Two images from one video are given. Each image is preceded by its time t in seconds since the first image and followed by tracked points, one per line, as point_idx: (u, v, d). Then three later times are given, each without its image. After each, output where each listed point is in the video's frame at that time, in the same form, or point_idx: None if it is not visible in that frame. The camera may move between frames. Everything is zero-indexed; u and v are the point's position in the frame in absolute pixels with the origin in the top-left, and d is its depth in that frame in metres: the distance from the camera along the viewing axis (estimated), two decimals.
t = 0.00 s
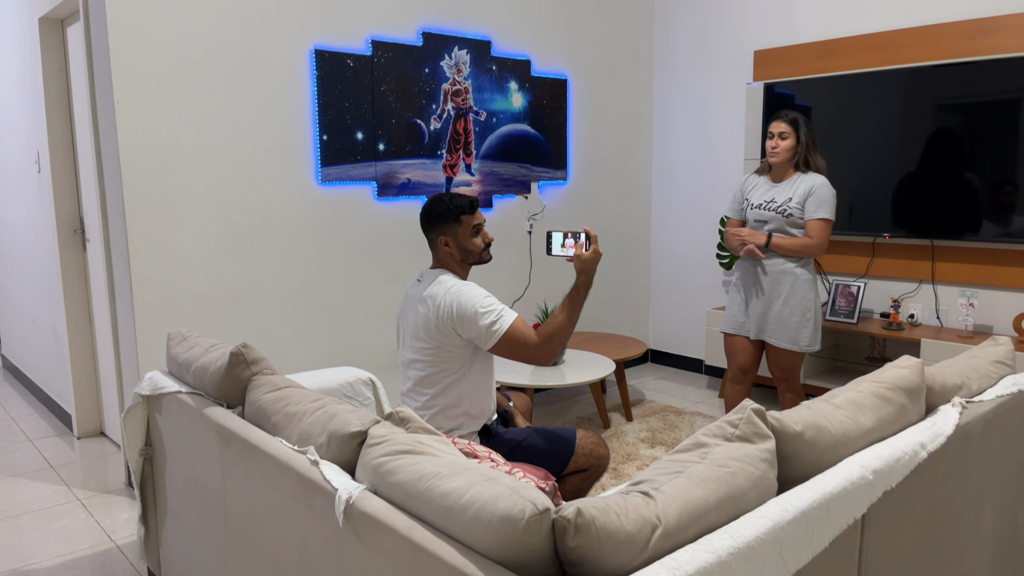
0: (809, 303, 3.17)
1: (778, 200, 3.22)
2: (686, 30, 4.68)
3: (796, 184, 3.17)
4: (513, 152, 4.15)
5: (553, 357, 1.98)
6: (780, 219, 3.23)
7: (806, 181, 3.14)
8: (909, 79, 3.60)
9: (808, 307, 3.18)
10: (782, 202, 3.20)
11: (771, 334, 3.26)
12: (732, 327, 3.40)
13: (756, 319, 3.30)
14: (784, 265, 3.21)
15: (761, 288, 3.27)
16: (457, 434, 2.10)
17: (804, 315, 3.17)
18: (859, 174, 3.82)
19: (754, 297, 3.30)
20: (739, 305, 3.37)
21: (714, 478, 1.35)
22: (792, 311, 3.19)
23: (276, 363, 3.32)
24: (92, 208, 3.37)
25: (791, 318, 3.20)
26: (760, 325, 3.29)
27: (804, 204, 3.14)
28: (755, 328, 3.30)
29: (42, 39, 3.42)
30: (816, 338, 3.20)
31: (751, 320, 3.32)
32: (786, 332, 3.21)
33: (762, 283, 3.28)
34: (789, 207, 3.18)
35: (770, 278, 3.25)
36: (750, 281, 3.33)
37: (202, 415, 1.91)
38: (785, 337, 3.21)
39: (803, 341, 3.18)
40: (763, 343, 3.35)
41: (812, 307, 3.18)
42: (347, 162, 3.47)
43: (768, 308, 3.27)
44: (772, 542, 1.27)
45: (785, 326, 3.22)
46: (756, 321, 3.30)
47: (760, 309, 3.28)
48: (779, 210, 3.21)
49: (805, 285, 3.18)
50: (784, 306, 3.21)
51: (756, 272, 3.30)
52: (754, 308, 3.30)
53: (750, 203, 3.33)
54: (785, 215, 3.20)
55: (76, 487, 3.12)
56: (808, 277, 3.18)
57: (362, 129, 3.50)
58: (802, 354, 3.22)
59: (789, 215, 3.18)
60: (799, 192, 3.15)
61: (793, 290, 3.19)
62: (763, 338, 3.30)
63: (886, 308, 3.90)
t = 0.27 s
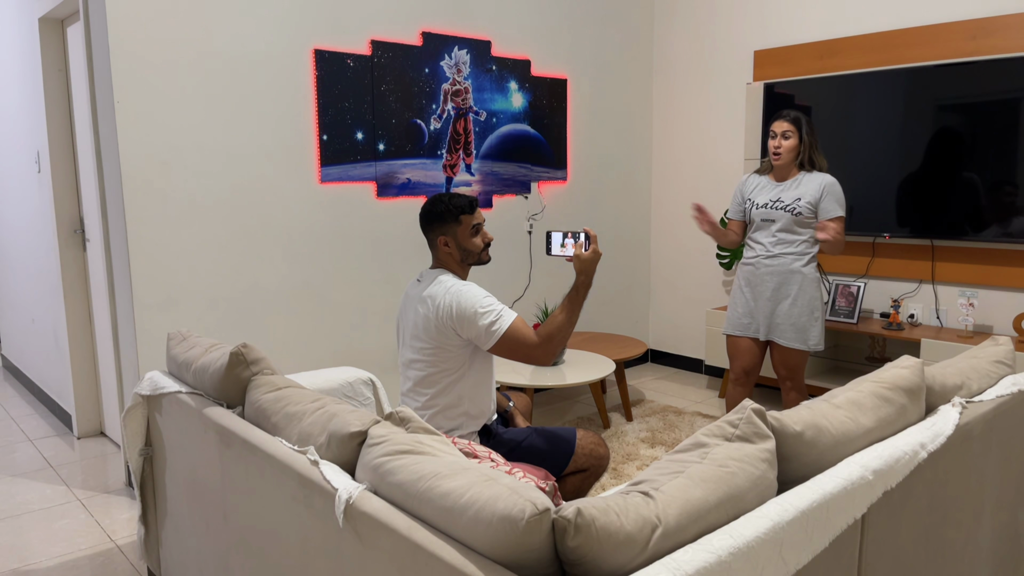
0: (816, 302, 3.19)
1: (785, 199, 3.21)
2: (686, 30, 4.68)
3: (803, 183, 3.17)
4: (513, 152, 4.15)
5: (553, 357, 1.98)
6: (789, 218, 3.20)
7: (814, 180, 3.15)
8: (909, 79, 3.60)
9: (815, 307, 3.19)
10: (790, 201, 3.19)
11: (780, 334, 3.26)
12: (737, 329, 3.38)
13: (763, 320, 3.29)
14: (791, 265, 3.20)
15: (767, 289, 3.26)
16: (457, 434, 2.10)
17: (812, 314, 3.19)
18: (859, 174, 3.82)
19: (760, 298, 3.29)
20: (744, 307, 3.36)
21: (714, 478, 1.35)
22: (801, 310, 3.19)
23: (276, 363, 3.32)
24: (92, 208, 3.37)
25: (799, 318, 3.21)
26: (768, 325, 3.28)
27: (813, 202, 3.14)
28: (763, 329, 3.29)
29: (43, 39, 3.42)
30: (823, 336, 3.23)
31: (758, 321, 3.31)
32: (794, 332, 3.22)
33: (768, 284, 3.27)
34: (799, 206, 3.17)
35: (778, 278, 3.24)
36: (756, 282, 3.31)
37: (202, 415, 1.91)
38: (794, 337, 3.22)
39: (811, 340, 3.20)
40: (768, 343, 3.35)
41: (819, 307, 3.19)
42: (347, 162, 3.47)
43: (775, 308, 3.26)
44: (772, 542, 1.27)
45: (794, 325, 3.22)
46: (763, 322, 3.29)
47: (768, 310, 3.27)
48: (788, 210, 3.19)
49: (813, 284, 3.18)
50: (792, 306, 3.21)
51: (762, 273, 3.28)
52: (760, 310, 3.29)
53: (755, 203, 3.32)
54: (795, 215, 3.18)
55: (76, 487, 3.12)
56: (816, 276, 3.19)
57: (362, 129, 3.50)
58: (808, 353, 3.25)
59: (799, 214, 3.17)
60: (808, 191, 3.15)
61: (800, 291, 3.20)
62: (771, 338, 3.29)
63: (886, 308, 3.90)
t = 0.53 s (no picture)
0: (819, 302, 3.19)
1: (788, 200, 3.21)
2: (686, 30, 4.68)
3: (807, 183, 3.17)
4: (513, 152, 4.15)
5: (553, 357, 1.98)
6: (791, 218, 3.20)
7: (818, 180, 3.15)
8: (909, 79, 3.60)
9: (817, 307, 3.20)
10: (794, 202, 3.19)
11: (782, 334, 3.26)
12: (739, 330, 3.39)
13: (766, 320, 3.29)
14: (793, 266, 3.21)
15: (770, 289, 3.27)
16: (457, 434, 2.10)
17: (814, 315, 3.19)
18: (859, 174, 3.82)
19: (763, 298, 3.29)
20: (746, 308, 3.36)
21: (714, 478, 1.35)
22: (803, 310, 3.20)
23: (276, 363, 3.32)
24: (92, 208, 3.37)
25: (801, 319, 3.21)
26: (770, 325, 3.29)
27: (817, 203, 3.14)
28: (765, 330, 3.29)
29: (43, 39, 3.42)
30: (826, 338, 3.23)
31: (760, 322, 3.31)
32: (797, 333, 3.22)
33: (770, 284, 3.27)
34: (801, 207, 3.16)
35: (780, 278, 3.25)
36: (758, 282, 3.32)
37: (202, 415, 1.91)
38: (796, 338, 3.22)
39: (813, 340, 3.20)
40: (771, 343, 3.35)
41: (821, 307, 3.19)
42: (347, 162, 3.47)
43: (777, 309, 3.26)
44: (772, 542, 1.27)
45: (796, 326, 3.22)
46: (765, 323, 3.29)
47: (770, 310, 3.28)
48: (790, 210, 3.19)
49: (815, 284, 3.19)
50: (794, 306, 3.22)
51: (764, 273, 3.29)
52: (762, 310, 3.29)
53: (757, 203, 3.31)
54: (797, 215, 3.18)
55: (76, 487, 3.12)
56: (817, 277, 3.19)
57: (362, 129, 3.50)
58: (811, 354, 3.24)
59: (802, 215, 3.16)
60: (812, 191, 3.14)
61: (803, 291, 3.20)
62: (773, 339, 3.29)
63: (886, 308, 3.90)
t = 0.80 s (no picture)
0: (817, 303, 3.19)
1: (785, 201, 3.22)
2: (687, 30, 4.68)
3: (803, 184, 3.17)
4: (513, 152, 4.15)
5: (552, 357, 1.98)
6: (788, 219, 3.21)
7: (814, 182, 3.14)
8: (909, 79, 3.60)
9: (816, 308, 3.19)
10: (790, 203, 3.20)
11: (780, 335, 3.26)
12: (739, 329, 3.39)
13: (764, 321, 3.29)
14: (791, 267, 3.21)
15: (768, 290, 3.27)
16: (457, 434, 2.10)
17: (813, 316, 3.18)
18: (859, 174, 3.82)
19: (761, 299, 3.29)
20: (746, 308, 3.36)
21: (714, 478, 1.35)
22: (801, 311, 3.20)
23: (276, 363, 3.32)
24: (92, 208, 3.37)
25: (799, 320, 3.21)
26: (769, 326, 3.29)
27: (811, 204, 3.14)
28: (763, 330, 3.29)
29: (42, 39, 3.42)
30: (824, 339, 3.22)
31: (758, 322, 3.31)
32: (795, 333, 3.22)
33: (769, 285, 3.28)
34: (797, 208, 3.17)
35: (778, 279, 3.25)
36: (757, 283, 3.32)
37: (202, 415, 1.91)
38: (794, 339, 3.22)
39: (812, 341, 3.20)
40: (770, 344, 3.35)
41: (820, 308, 3.19)
42: (347, 162, 3.47)
43: (776, 310, 3.27)
44: (772, 542, 1.27)
45: (794, 327, 3.22)
46: (764, 323, 3.29)
47: (768, 311, 3.28)
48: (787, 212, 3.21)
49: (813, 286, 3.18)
50: (792, 307, 3.22)
51: (762, 274, 3.29)
52: (761, 311, 3.30)
53: (757, 204, 3.34)
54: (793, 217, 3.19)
55: (76, 487, 3.12)
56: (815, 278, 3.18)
57: (362, 130, 3.50)
58: (810, 355, 3.24)
59: (796, 215, 3.18)
60: (807, 192, 3.15)
61: (801, 292, 3.20)
62: (772, 339, 3.30)
63: (886, 308, 3.90)
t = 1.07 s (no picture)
0: (816, 303, 3.18)
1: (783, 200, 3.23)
2: (686, 30, 4.68)
3: (800, 184, 3.17)
4: (512, 152, 4.15)
5: (552, 357, 1.98)
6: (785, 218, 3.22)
7: (811, 181, 3.14)
8: (909, 79, 3.60)
9: (814, 308, 3.18)
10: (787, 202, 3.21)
11: (778, 335, 3.26)
12: (738, 329, 3.39)
13: (763, 320, 3.30)
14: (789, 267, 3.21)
15: (767, 290, 3.27)
16: (457, 434, 2.10)
17: (810, 316, 3.18)
18: (859, 174, 3.82)
19: (760, 299, 3.29)
20: (745, 307, 3.37)
21: (715, 478, 1.35)
22: (798, 311, 3.20)
23: (276, 363, 3.32)
24: (92, 207, 3.37)
25: (797, 320, 3.21)
26: (766, 326, 3.29)
27: (808, 203, 3.13)
28: (762, 330, 3.30)
29: (42, 39, 3.42)
30: (823, 339, 3.21)
31: (757, 322, 3.32)
32: (793, 333, 3.22)
33: (767, 284, 3.28)
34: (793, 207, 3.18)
35: (776, 279, 3.25)
36: (755, 283, 3.33)
37: (202, 415, 1.91)
38: (792, 339, 3.22)
39: (810, 342, 3.19)
40: (770, 344, 3.35)
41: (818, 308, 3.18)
42: (347, 162, 3.47)
43: (774, 309, 3.27)
44: (772, 542, 1.27)
45: (792, 327, 3.22)
46: (762, 323, 3.30)
47: (766, 311, 3.28)
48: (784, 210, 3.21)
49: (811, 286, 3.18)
50: (789, 307, 3.22)
51: (761, 273, 3.30)
52: (760, 310, 3.30)
53: (758, 203, 3.35)
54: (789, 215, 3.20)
55: (76, 487, 3.12)
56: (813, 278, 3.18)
57: (362, 130, 3.50)
58: (809, 355, 3.23)
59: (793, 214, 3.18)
60: (804, 191, 3.14)
61: (799, 292, 3.20)
62: (770, 339, 3.30)
63: (886, 308, 3.90)
